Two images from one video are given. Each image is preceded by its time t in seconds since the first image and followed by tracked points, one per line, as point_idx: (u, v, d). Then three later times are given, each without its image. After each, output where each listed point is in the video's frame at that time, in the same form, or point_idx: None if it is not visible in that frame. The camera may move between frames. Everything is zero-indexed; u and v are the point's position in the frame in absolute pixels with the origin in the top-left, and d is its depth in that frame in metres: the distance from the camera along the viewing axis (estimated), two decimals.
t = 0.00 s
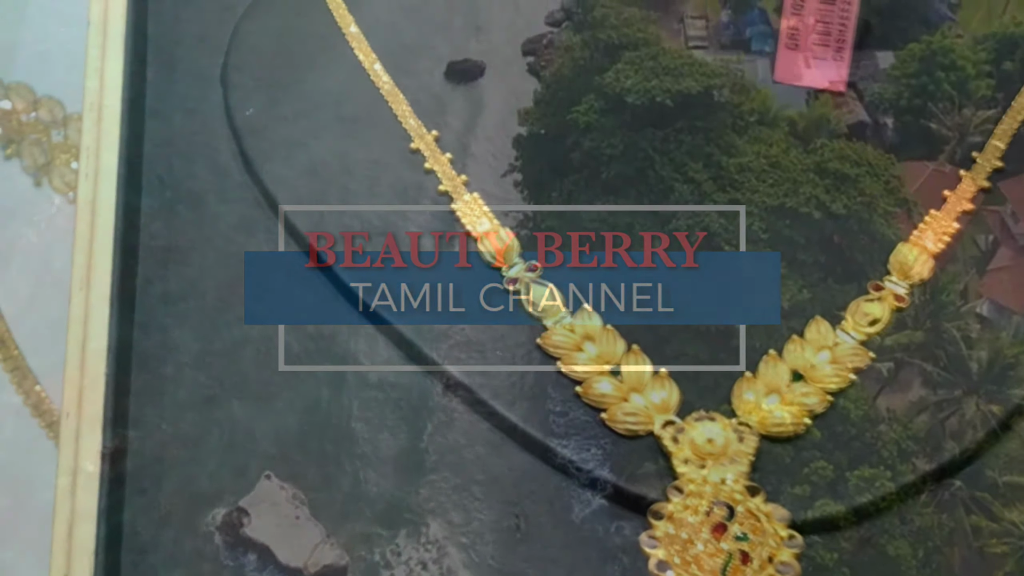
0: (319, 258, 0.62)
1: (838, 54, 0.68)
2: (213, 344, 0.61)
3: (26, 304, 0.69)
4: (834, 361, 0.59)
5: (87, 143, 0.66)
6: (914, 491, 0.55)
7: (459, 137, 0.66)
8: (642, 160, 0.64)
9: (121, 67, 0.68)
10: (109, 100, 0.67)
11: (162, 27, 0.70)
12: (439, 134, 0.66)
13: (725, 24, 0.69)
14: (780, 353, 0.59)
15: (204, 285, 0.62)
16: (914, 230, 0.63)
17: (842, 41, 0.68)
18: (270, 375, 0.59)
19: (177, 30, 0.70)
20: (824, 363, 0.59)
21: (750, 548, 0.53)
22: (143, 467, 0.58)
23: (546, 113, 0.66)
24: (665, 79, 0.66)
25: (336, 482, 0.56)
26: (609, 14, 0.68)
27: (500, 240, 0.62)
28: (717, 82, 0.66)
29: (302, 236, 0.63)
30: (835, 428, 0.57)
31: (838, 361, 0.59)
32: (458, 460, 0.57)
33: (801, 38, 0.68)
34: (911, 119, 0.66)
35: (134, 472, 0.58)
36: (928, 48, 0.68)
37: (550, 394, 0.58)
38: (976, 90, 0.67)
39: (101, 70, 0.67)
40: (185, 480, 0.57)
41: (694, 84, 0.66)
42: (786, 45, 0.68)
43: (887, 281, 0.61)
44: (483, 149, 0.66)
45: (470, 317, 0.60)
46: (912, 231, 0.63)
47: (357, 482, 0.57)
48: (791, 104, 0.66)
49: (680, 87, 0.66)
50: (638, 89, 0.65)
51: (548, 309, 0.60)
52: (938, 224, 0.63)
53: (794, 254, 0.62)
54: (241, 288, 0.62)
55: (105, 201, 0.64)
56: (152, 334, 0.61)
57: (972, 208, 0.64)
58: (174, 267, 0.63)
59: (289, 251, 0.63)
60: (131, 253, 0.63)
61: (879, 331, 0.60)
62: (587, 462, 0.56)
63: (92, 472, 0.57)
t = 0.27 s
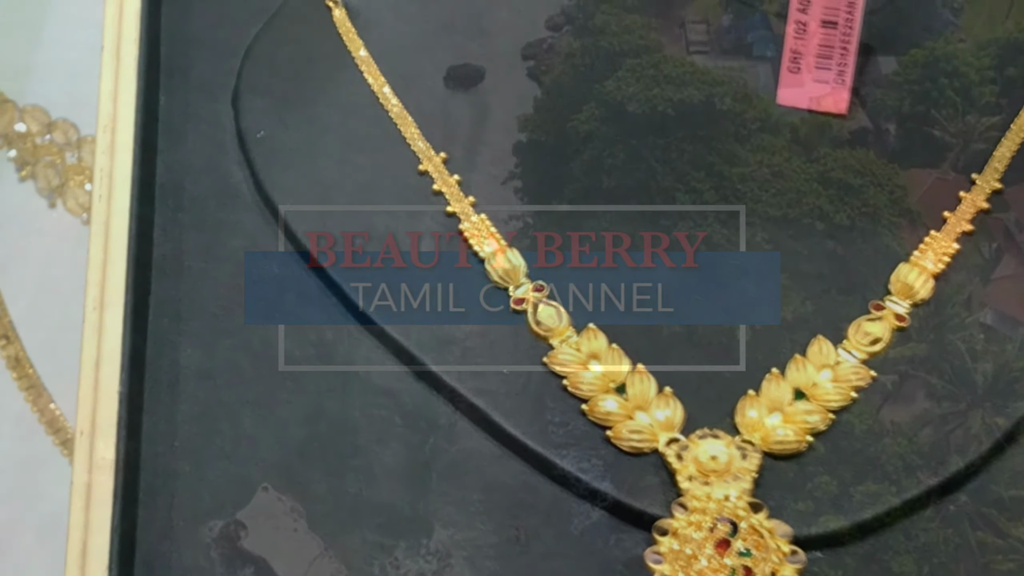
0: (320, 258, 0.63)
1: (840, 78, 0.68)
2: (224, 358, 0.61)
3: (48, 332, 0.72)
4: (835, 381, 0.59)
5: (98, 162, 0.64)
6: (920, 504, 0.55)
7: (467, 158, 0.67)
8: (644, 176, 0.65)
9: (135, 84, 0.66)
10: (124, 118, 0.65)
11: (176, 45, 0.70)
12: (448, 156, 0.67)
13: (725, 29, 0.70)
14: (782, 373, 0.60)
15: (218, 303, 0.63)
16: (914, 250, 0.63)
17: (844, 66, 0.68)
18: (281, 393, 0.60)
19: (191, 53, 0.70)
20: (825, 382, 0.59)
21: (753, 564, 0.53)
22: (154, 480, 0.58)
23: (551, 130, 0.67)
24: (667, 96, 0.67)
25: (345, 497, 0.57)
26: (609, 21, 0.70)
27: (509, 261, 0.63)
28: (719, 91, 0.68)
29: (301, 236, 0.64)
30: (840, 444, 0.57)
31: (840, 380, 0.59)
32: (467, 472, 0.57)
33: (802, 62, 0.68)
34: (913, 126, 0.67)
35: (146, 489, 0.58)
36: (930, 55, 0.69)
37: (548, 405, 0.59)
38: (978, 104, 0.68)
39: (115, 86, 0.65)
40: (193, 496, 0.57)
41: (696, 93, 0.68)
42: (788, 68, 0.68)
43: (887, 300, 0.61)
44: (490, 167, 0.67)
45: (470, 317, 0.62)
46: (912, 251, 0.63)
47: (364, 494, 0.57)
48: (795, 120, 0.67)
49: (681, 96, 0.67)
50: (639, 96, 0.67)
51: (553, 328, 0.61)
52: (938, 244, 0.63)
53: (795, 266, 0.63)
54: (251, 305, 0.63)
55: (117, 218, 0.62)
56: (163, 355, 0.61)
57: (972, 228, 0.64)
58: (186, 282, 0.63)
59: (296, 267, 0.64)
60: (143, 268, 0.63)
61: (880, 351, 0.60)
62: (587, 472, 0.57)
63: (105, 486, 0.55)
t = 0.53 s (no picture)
0: (320, 258, 0.64)
1: (842, 100, 0.66)
2: (234, 376, 0.62)
3: (60, 348, 0.73)
4: (837, 399, 0.59)
5: (111, 181, 0.65)
6: (923, 520, 0.56)
7: (473, 178, 0.68)
8: (647, 199, 0.67)
9: (148, 107, 0.67)
10: (136, 141, 0.66)
11: (186, 70, 0.73)
12: (455, 177, 0.67)
13: (725, 34, 0.73)
14: (784, 391, 0.60)
15: (229, 322, 0.64)
16: (914, 270, 0.63)
17: (846, 88, 0.65)
18: (291, 411, 0.61)
19: (203, 78, 0.72)
20: (827, 400, 0.59)
21: None
22: (166, 496, 0.59)
23: (556, 151, 0.68)
24: (669, 120, 0.69)
25: (353, 512, 0.58)
26: (612, 27, 0.73)
27: (515, 280, 0.63)
28: (721, 97, 0.70)
29: (301, 238, 0.65)
30: (842, 462, 0.58)
31: (841, 399, 0.59)
32: (474, 487, 0.58)
33: (803, 85, 0.67)
34: (915, 136, 0.68)
35: (158, 504, 0.59)
36: (931, 62, 0.70)
37: (548, 416, 0.59)
38: (982, 123, 0.68)
39: (128, 109, 0.66)
40: (205, 512, 0.58)
41: (698, 99, 0.70)
42: (791, 91, 0.67)
43: (888, 320, 0.62)
44: (495, 187, 0.67)
45: (469, 316, 0.63)
46: (912, 271, 0.63)
47: (372, 509, 0.58)
48: (796, 142, 0.68)
49: (681, 104, 0.70)
50: (639, 106, 0.70)
51: (559, 347, 0.61)
52: (938, 264, 0.63)
53: (797, 284, 0.63)
54: (261, 324, 0.64)
55: (131, 238, 0.63)
56: (175, 373, 0.62)
57: (972, 249, 0.64)
58: (198, 301, 0.65)
59: (307, 288, 0.65)
60: (156, 287, 0.64)
61: (881, 369, 0.60)
62: (589, 485, 0.57)
63: (118, 502, 0.56)
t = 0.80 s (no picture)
0: (321, 264, 0.66)
1: (843, 121, 0.66)
2: (245, 394, 0.63)
3: (73, 367, 0.74)
4: (839, 417, 0.60)
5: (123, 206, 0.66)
6: (923, 535, 0.57)
7: (480, 199, 0.69)
8: (652, 219, 0.67)
9: (160, 128, 0.69)
10: (148, 162, 0.67)
11: (199, 92, 0.74)
12: (463, 198, 0.68)
13: (724, 43, 0.74)
14: (787, 408, 0.61)
15: (239, 340, 0.65)
16: (914, 289, 0.64)
17: (847, 109, 0.65)
18: (301, 427, 0.62)
19: (214, 100, 0.74)
20: (829, 417, 0.60)
21: None
22: (179, 513, 0.60)
23: (562, 171, 0.69)
24: (673, 141, 0.70)
25: (362, 528, 0.59)
26: (615, 38, 0.75)
27: (522, 298, 0.64)
28: (726, 104, 0.72)
29: (303, 245, 0.67)
30: (844, 478, 0.58)
31: (843, 416, 0.60)
32: (481, 504, 0.59)
33: (805, 107, 0.67)
34: (915, 154, 0.69)
35: (170, 520, 0.60)
36: (930, 78, 0.72)
37: (552, 431, 0.60)
38: (982, 144, 0.69)
39: (140, 130, 0.68)
40: (217, 528, 0.59)
41: (701, 106, 0.72)
42: (794, 113, 0.67)
43: (889, 338, 0.62)
44: (501, 207, 0.68)
45: (468, 316, 0.64)
46: (912, 291, 0.64)
47: (380, 525, 0.59)
48: (800, 162, 0.69)
49: (685, 119, 0.71)
50: (642, 118, 0.71)
51: (565, 365, 0.62)
52: (938, 283, 0.64)
53: (799, 302, 0.64)
54: (271, 343, 0.65)
55: (143, 258, 0.64)
56: (187, 391, 0.63)
57: (972, 268, 0.65)
58: (209, 320, 0.66)
59: (316, 307, 0.66)
60: (168, 306, 0.65)
61: (882, 387, 0.61)
62: (594, 501, 0.58)
63: (130, 520, 0.57)
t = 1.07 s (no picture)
0: (331, 285, 0.67)
1: (845, 142, 0.67)
2: (256, 411, 0.64)
3: (83, 385, 0.75)
4: (840, 433, 0.61)
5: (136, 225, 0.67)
6: (923, 550, 0.58)
7: (487, 219, 0.70)
8: (656, 239, 0.68)
9: (172, 150, 0.70)
10: (160, 183, 0.69)
11: (211, 114, 0.75)
12: (470, 219, 0.69)
13: (727, 64, 0.75)
14: (789, 425, 0.61)
15: (249, 358, 0.66)
16: (914, 308, 0.65)
17: (848, 131, 0.66)
18: (311, 444, 0.63)
19: (226, 122, 0.75)
20: (831, 434, 0.61)
21: None
22: (191, 528, 0.61)
23: (567, 191, 0.71)
24: (677, 161, 0.72)
25: (370, 544, 0.59)
26: (621, 61, 0.76)
27: (528, 317, 0.65)
28: (728, 125, 0.73)
29: (316, 269, 0.68)
30: (846, 494, 0.59)
31: (844, 432, 0.61)
32: (488, 519, 0.60)
33: (807, 128, 0.67)
34: (916, 175, 0.70)
35: (181, 535, 0.61)
36: (930, 101, 0.72)
37: (558, 448, 0.61)
38: (982, 166, 0.70)
39: (152, 152, 0.69)
40: (227, 544, 0.60)
41: (704, 128, 0.73)
42: (796, 134, 0.68)
43: (890, 356, 0.63)
44: (508, 227, 0.69)
45: (474, 333, 0.65)
46: (912, 310, 0.65)
47: (389, 541, 0.59)
48: (802, 183, 0.70)
49: (688, 141, 0.72)
50: (647, 140, 0.73)
51: (571, 382, 0.63)
52: (939, 302, 0.65)
53: (802, 321, 0.65)
54: (280, 361, 0.66)
55: (155, 279, 0.65)
56: (198, 409, 0.64)
57: (972, 287, 0.65)
58: (220, 339, 0.67)
59: (325, 326, 0.67)
60: (180, 324, 0.67)
61: (884, 405, 0.62)
62: (600, 517, 0.59)
63: (143, 536, 0.58)
